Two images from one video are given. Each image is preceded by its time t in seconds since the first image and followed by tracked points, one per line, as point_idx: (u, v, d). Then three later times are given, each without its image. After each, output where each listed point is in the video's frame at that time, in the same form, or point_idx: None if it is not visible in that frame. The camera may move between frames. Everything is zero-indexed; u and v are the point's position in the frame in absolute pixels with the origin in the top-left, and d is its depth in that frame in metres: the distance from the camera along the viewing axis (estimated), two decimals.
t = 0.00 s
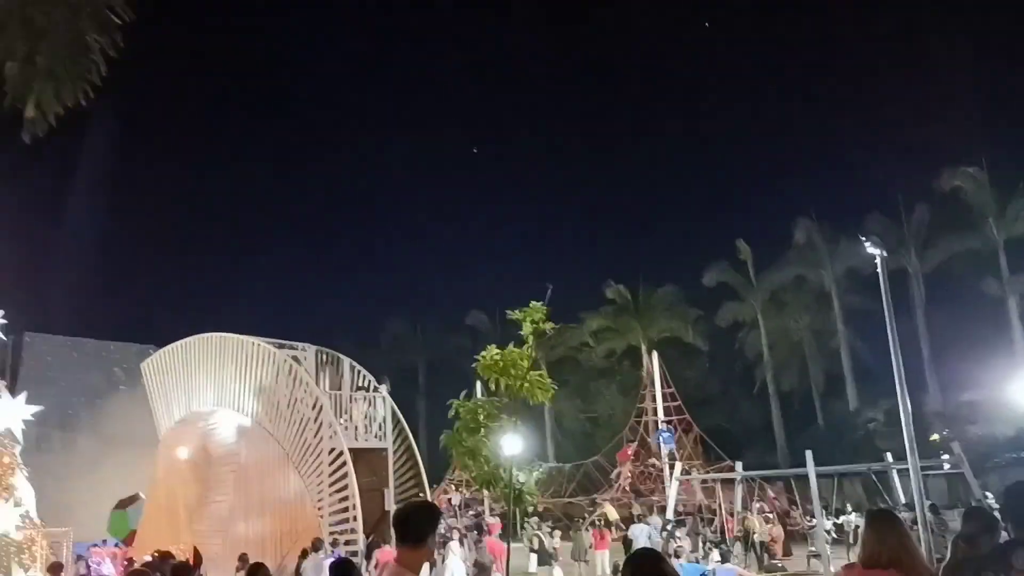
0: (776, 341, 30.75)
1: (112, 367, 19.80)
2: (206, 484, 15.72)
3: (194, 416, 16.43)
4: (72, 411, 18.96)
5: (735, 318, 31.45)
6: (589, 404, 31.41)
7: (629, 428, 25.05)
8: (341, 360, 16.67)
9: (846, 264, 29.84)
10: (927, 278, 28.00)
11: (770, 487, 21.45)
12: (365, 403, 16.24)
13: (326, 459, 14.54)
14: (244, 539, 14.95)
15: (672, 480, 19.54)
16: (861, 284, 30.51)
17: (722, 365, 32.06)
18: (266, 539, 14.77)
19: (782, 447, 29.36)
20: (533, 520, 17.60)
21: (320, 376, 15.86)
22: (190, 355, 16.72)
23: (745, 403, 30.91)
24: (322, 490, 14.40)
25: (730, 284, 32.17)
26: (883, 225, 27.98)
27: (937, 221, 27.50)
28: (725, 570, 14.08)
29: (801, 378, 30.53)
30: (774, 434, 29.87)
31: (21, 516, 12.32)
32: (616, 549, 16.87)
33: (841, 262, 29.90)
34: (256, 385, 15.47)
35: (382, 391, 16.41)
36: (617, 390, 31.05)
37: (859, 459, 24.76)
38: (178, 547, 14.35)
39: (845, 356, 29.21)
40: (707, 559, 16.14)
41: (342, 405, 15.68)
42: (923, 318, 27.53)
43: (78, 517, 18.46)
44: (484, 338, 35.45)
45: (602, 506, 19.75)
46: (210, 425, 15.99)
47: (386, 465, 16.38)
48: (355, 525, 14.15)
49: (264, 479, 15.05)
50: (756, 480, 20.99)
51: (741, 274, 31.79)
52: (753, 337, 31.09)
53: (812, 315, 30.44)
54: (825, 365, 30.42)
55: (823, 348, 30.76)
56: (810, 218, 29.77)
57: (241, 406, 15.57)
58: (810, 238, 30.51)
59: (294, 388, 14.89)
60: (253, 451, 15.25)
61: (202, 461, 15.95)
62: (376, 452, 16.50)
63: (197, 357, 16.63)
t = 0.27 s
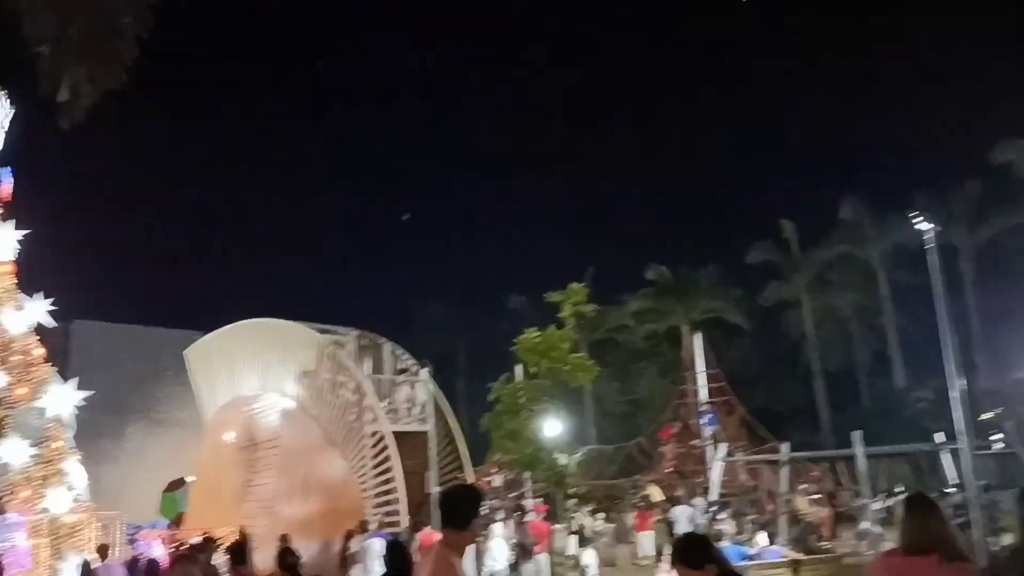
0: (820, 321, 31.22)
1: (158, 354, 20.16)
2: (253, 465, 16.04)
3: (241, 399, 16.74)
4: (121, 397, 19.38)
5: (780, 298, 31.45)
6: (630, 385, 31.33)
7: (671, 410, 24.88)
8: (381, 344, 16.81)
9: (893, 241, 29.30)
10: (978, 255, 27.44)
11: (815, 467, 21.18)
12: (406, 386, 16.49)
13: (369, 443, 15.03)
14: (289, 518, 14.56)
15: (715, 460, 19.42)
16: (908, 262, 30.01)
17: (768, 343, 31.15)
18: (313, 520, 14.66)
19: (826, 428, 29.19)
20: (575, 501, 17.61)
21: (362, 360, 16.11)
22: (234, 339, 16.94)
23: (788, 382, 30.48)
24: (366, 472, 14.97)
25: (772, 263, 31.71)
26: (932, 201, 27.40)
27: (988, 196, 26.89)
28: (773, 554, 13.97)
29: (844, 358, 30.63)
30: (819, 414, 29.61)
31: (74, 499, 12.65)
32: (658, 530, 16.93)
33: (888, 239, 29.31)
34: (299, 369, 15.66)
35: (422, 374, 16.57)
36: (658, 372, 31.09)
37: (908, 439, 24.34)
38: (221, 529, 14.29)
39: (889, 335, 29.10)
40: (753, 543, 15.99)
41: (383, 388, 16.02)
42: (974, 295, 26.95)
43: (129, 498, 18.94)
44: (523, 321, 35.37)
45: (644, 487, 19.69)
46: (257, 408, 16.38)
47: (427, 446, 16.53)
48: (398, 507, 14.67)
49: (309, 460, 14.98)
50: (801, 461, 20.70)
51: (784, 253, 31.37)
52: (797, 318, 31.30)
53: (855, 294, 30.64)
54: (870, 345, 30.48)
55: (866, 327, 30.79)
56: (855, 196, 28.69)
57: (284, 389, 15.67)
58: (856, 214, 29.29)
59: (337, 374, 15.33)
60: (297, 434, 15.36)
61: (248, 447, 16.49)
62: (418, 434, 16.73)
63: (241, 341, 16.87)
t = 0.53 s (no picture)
0: (887, 306, 30.03)
1: (221, 340, 20.58)
2: (312, 450, 16.24)
3: (299, 386, 16.93)
4: (185, 382, 19.86)
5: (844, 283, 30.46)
6: (689, 371, 30.89)
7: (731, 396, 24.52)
8: (436, 330, 16.80)
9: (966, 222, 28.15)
10: None
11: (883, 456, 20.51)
12: (460, 372, 16.41)
13: (423, 428, 14.82)
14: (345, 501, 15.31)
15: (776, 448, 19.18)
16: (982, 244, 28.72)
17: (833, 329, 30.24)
18: (373, 503, 15.04)
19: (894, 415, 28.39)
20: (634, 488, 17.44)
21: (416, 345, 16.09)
22: (293, 326, 17.18)
23: (854, 369, 29.55)
24: (421, 457, 14.72)
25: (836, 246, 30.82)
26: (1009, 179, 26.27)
27: None
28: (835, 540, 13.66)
29: (914, 344, 29.59)
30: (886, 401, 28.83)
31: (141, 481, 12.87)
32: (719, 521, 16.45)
33: (960, 220, 28.20)
34: (355, 354, 15.76)
35: (476, 360, 16.50)
36: (718, 358, 30.57)
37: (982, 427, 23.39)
38: (286, 509, 14.94)
39: (963, 320, 27.91)
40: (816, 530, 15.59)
41: (439, 373, 16.01)
42: None
43: (192, 481, 19.38)
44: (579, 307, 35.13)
45: (704, 475, 19.37)
46: (314, 394, 16.52)
47: (482, 432, 16.47)
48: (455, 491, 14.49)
49: (370, 445, 15.39)
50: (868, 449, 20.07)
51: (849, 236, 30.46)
52: (864, 302, 30.21)
53: (925, 278, 29.39)
54: (942, 330, 29.01)
55: (938, 311, 29.21)
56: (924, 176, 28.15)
57: (342, 375, 15.89)
58: (925, 195, 28.79)
59: (391, 358, 15.22)
60: (355, 419, 15.55)
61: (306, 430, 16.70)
62: (473, 419, 16.64)
63: (299, 328, 17.08)
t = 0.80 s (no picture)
0: (955, 296, 28.85)
1: (277, 335, 20.92)
2: (368, 444, 16.60)
3: (352, 380, 17.23)
4: (244, 376, 20.25)
5: (910, 273, 29.43)
6: (747, 366, 30.45)
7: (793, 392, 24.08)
8: (488, 325, 16.87)
9: None
10: None
11: (951, 453, 19.80)
12: (512, 367, 16.44)
13: (477, 422, 14.88)
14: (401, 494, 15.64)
15: (839, 444, 18.69)
16: None
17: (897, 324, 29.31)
18: (426, 496, 15.26)
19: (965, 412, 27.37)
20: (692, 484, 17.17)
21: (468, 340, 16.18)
22: (346, 321, 17.48)
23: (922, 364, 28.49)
24: (475, 450, 14.80)
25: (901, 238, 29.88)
26: None
27: None
28: (902, 541, 13.15)
29: (984, 332, 28.38)
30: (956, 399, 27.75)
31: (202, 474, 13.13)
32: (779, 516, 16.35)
33: None
34: (408, 349, 15.89)
35: (529, 355, 16.43)
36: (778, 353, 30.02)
37: None
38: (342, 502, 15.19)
39: None
40: (882, 530, 15.06)
41: (491, 368, 16.02)
42: None
43: (251, 475, 19.80)
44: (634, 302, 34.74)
45: (763, 470, 19.09)
46: (368, 388, 16.81)
47: (535, 427, 16.47)
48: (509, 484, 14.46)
49: (421, 439, 15.51)
50: (936, 446, 19.38)
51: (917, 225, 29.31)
52: (930, 294, 29.25)
53: (997, 270, 27.71)
54: (1016, 323, 27.49)
55: (1012, 303, 27.61)
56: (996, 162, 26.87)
57: (395, 370, 16.12)
58: (997, 183, 27.36)
59: (445, 352, 15.26)
60: (407, 414, 15.76)
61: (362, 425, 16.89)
62: (526, 414, 16.67)
63: (352, 323, 17.34)
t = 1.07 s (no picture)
0: (1007, 292, 27.22)
1: (315, 336, 21.08)
2: (409, 444, 16.65)
3: (394, 381, 17.35)
4: (285, 376, 20.48)
5: (958, 267, 28.05)
6: (790, 363, 30.14)
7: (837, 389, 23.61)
8: (526, 325, 16.77)
9: None
10: None
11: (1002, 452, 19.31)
12: (551, 366, 16.26)
13: (515, 421, 14.45)
14: (442, 494, 15.64)
15: (885, 443, 18.32)
16: None
17: (945, 319, 28.44)
18: (466, 496, 15.17)
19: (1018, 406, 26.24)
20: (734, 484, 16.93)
21: (506, 339, 16.07)
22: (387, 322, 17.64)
23: (971, 360, 27.66)
24: (513, 450, 14.36)
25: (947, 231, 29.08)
26: None
27: None
28: (952, 542, 12.76)
29: None
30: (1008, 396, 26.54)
31: (244, 474, 13.28)
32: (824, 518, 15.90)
33: None
34: (446, 349, 15.83)
35: (567, 353, 16.34)
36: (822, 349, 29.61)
37: None
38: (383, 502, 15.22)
39: None
40: (931, 529, 14.66)
41: (530, 366, 15.89)
42: None
43: (293, 474, 20.06)
44: (673, 298, 34.38)
45: (807, 469, 18.82)
46: (408, 388, 16.88)
47: (574, 426, 16.33)
48: (547, 486, 13.96)
49: (460, 439, 15.44)
50: (986, 445, 18.85)
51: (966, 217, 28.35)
52: (981, 289, 27.53)
53: None
54: None
55: None
56: None
57: (433, 370, 16.11)
58: None
59: (482, 351, 15.04)
60: (447, 414, 15.78)
61: (402, 424, 17.02)
62: (565, 413, 16.51)
63: (392, 323, 17.47)
